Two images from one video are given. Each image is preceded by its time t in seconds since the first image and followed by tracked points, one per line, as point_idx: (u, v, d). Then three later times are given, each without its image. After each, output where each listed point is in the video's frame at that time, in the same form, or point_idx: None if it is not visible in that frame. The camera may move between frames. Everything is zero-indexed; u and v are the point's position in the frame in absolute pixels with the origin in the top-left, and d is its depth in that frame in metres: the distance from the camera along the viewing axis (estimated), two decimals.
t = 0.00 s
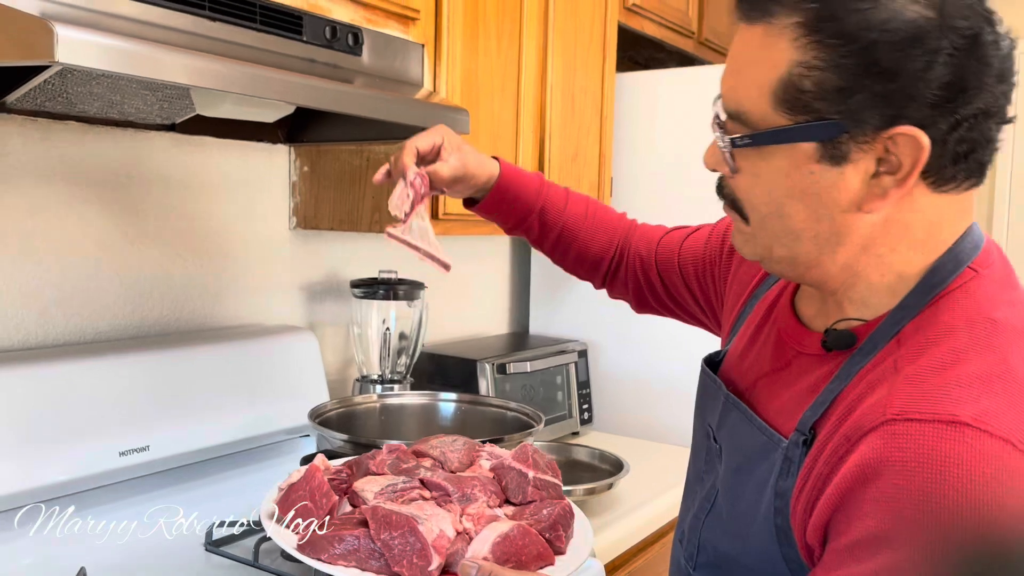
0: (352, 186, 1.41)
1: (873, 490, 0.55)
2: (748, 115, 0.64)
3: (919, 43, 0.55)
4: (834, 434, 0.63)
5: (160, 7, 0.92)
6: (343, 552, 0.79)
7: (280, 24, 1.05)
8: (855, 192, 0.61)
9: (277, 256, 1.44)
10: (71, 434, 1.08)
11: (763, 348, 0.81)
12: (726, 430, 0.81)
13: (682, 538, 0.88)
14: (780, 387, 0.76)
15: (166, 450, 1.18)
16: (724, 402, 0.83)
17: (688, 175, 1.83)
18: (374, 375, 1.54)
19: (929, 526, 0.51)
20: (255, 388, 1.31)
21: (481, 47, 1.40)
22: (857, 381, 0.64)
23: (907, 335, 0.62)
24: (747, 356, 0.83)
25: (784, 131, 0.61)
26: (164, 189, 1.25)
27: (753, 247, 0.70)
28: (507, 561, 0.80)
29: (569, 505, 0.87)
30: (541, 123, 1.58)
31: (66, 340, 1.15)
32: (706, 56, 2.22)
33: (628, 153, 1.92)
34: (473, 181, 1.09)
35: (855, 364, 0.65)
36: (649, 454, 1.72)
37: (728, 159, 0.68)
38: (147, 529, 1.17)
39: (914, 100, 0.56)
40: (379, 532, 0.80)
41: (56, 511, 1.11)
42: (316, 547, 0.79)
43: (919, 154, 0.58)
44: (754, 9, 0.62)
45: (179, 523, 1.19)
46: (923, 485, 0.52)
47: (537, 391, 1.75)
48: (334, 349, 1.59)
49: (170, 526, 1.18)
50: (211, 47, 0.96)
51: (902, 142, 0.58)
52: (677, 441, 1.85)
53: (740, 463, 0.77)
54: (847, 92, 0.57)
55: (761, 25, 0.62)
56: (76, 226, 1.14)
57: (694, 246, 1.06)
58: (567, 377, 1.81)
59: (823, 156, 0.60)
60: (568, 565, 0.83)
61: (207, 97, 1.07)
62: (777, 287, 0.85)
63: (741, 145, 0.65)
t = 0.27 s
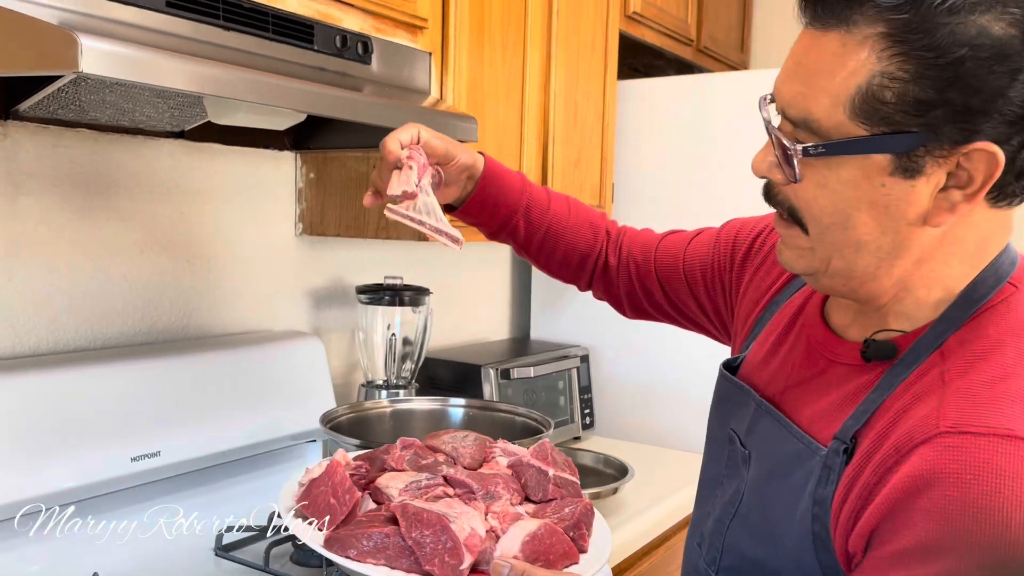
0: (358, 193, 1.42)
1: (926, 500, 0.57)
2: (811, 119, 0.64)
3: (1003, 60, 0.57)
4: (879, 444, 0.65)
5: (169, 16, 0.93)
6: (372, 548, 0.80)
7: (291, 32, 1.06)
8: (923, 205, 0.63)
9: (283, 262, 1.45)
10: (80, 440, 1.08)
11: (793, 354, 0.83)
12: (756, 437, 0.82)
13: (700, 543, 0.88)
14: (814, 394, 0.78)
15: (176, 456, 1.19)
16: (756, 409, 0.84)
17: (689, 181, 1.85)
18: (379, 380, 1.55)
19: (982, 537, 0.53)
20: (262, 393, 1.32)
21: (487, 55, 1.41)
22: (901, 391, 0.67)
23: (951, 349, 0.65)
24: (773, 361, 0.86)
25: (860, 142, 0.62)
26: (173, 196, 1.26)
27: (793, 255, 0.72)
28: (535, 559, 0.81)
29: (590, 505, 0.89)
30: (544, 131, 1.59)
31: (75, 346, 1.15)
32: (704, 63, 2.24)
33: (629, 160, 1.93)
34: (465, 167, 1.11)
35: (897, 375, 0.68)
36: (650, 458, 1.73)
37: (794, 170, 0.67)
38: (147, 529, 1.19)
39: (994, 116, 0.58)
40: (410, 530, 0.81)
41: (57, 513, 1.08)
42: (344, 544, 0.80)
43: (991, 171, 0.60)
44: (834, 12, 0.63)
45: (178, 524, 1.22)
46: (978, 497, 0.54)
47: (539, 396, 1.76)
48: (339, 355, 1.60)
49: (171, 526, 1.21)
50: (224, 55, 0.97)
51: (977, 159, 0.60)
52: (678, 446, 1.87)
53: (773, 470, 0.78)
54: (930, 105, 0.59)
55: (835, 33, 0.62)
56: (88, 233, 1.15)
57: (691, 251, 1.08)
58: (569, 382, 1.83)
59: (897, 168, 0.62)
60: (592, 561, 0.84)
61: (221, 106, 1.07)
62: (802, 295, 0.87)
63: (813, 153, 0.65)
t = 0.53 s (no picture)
0: (364, 200, 1.45)
1: (948, 492, 0.59)
2: (802, 149, 0.69)
3: (969, 61, 0.62)
4: (898, 442, 0.68)
5: (184, 28, 0.94)
6: (395, 552, 0.82)
7: (302, 43, 1.07)
8: (924, 207, 0.66)
9: (289, 269, 1.46)
10: (92, 446, 1.09)
11: (807, 358, 0.85)
12: (773, 439, 0.85)
13: (717, 546, 0.90)
14: (830, 397, 0.80)
15: (187, 460, 1.20)
16: (771, 412, 0.86)
17: (686, 188, 1.88)
18: (383, 385, 1.56)
19: (1004, 527, 0.56)
20: (269, 398, 1.33)
21: (491, 64, 1.43)
22: (918, 390, 0.69)
23: (966, 347, 0.68)
24: (788, 366, 0.88)
25: (852, 158, 0.66)
26: (183, 204, 1.27)
27: (802, 262, 0.75)
28: (558, 562, 0.83)
29: (608, 507, 0.91)
30: (546, 138, 1.62)
31: (85, 353, 1.16)
32: (700, 70, 2.26)
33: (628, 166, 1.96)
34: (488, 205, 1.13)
35: (913, 375, 0.70)
36: (649, 461, 1.76)
37: (795, 197, 0.71)
38: (147, 530, 1.20)
39: (972, 114, 0.63)
40: (435, 533, 0.82)
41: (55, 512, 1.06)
42: (368, 547, 0.82)
43: (982, 164, 0.64)
44: (804, 45, 0.68)
45: (179, 523, 1.23)
46: (998, 488, 0.57)
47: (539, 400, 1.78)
48: (343, 359, 1.61)
49: (170, 526, 1.22)
50: (238, 67, 0.99)
51: (966, 155, 0.64)
52: (677, 449, 1.89)
53: (791, 471, 0.80)
54: (910, 113, 0.63)
55: (807, 64, 0.67)
56: (100, 241, 1.16)
57: (708, 267, 1.10)
58: (569, 387, 1.84)
59: (891, 178, 0.66)
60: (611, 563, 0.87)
61: (233, 115, 1.09)
62: (812, 301, 0.90)
63: (808, 179, 0.69)
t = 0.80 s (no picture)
0: (364, 202, 1.45)
1: (940, 474, 0.61)
2: (793, 156, 0.71)
3: (943, 63, 0.64)
4: (895, 430, 0.69)
5: (191, 33, 0.94)
6: (406, 552, 0.83)
7: (306, 48, 1.08)
8: (913, 203, 0.68)
9: (288, 271, 1.47)
10: (97, 448, 1.09)
11: (812, 356, 0.87)
12: (779, 434, 0.87)
13: (727, 541, 0.92)
14: (833, 392, 0.82)
15: (190, 462, 1.20)
16: (777, 408, 0.89)
17: (680, 191, 1.89)
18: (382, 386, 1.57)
19: (995, 506, 0.57)
20: (271, 400, 1.34)
21: (490, 67, 1.45)
22: (914, 381, 0.71)
23: (960, 338, 0.70)
24: (794, 365, 0.90)
25: (841, 161, 0.68)
26: (184, 206, 1.27)
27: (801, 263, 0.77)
28: (567, 559, 0.84)
29: (613, 506, 0.93)
30: (543, 141, 1.63)
31: (88, 355, 1.17)
32: (692, 74, 2.29)
33: (623, 169, 1.98)
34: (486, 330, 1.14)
35: (910, 367, 0.72)
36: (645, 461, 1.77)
37: (790, 202, 0.73)
38: (147, 530, 1.20)
39: (952, 113, 0.65)
40: (445, 532, 0.84)
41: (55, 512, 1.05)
42: (380, 548, 0.83)
43: (965, 160, 0.66)
44: (782, 67, 0.71)
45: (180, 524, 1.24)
46: (988, 469, 0.58)
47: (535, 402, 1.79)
48: (341, 361, 1.62)
49: (170, 526, 1.23)
50: (244, 71, 0.99)
51: (949, 152, 0.66)
52: (672, 449, 1.91)
53: (796, 463, 0.82)
54: (890, 116, 0.66)
55: (791, 79, 0.71)
56: (102, 243, 1.17)
57: (718, 298, 1.11)
58: (565, 388, 1.86)
59: (879, 178, 0.68)
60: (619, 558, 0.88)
61: (238, 118, 1.10)
62: (817, 302, 0.92)
63: (801, 183, 0.71)
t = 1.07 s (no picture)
0: (362, 203, 1.46)
1: (931, 461, 0.63)
2: (795, 147, 0.73)
3: (931, 51, 0.68)
4: (886, 421, 0.72)
5: (196, 36, 0.95)
6: (422, 543, 0.85)
7: (308, 50, 1.09)
8: (911, 187, 0.71)
9: (286, 272, 1.48)
10: (99, 448, 1.10)
11: (806, 355, 0.89)
12: (777, 430, 0.89)
13: (731, 539, 0.94)
14: (828, 388, 0.84)
15: (192, 462, 1.21)
16: (774, 406, 0.91)
17: (673, 193, 1.92)
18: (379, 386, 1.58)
19: (985, 490, 0.60)
20: (270, 400, 1.35)
21: (487, 70, 1.46)
22: (902, 373, 0.73)
23: (945, 330, 0.72)
24: (789, 364, 0.92)
25: (845, 146, 0.70)
26: (183, 208, 1.28)
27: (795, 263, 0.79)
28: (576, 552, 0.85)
29: (621, 501, 0.93)
30: (538, 143, 1.65)
31: (89, 355, 1.18)
32: (684, 77, 2.31)
33: (615, 172, 2.00)
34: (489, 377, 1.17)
35: (898, 361, 0.74)
36: (640, 460, 1.79)
37: (795, 191, 0.74)
38: (147, 530, 1.20)
39: (941, 97, 0.68)
40: (460, 525, 0.85)
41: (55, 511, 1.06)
42: (397, 539, 0.86)
43: (956, 140, 0.69)
44: (777, 64, 0.74)
45: (179, 524, 1.24)
46: (977, 455, 0.61)
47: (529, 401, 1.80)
48: (338, 362, 1.63)
49: (170, 526, 1.24)
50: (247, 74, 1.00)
51: (942, 135, 0.69)
52: (665, 448, 1.93)
53: (795, 459, 0.84)
54: (887, 100, 0.69)
55: (790, 72, 0.73)
56: (102, 244, 1.18)
57: (711, 314, 1.15)
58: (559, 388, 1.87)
59: (881, 160, 0.70)
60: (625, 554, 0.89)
61: (240, 120, 1.11)
62: (808, 304, 0.94)
63: (807, 169, 0.72)
